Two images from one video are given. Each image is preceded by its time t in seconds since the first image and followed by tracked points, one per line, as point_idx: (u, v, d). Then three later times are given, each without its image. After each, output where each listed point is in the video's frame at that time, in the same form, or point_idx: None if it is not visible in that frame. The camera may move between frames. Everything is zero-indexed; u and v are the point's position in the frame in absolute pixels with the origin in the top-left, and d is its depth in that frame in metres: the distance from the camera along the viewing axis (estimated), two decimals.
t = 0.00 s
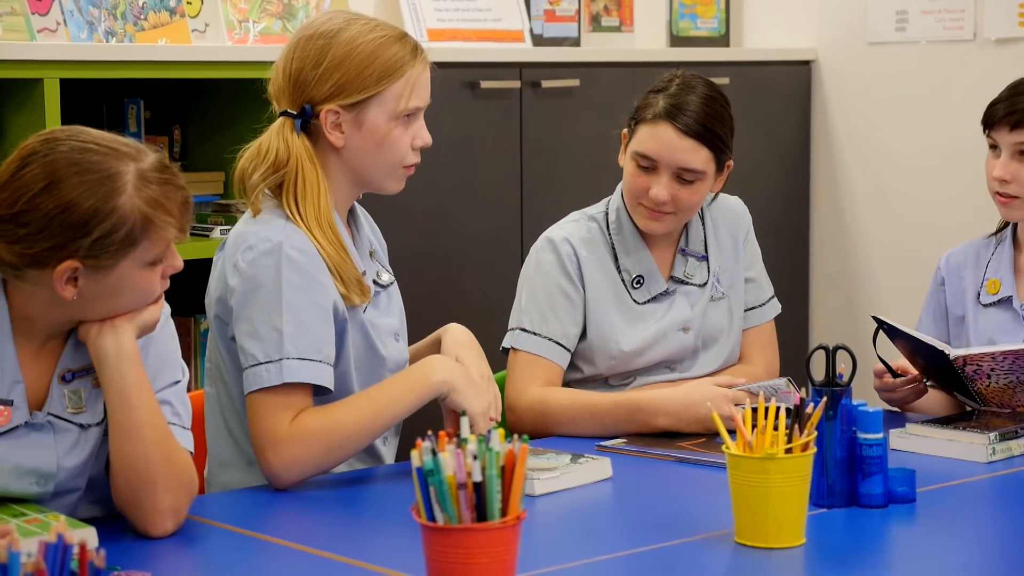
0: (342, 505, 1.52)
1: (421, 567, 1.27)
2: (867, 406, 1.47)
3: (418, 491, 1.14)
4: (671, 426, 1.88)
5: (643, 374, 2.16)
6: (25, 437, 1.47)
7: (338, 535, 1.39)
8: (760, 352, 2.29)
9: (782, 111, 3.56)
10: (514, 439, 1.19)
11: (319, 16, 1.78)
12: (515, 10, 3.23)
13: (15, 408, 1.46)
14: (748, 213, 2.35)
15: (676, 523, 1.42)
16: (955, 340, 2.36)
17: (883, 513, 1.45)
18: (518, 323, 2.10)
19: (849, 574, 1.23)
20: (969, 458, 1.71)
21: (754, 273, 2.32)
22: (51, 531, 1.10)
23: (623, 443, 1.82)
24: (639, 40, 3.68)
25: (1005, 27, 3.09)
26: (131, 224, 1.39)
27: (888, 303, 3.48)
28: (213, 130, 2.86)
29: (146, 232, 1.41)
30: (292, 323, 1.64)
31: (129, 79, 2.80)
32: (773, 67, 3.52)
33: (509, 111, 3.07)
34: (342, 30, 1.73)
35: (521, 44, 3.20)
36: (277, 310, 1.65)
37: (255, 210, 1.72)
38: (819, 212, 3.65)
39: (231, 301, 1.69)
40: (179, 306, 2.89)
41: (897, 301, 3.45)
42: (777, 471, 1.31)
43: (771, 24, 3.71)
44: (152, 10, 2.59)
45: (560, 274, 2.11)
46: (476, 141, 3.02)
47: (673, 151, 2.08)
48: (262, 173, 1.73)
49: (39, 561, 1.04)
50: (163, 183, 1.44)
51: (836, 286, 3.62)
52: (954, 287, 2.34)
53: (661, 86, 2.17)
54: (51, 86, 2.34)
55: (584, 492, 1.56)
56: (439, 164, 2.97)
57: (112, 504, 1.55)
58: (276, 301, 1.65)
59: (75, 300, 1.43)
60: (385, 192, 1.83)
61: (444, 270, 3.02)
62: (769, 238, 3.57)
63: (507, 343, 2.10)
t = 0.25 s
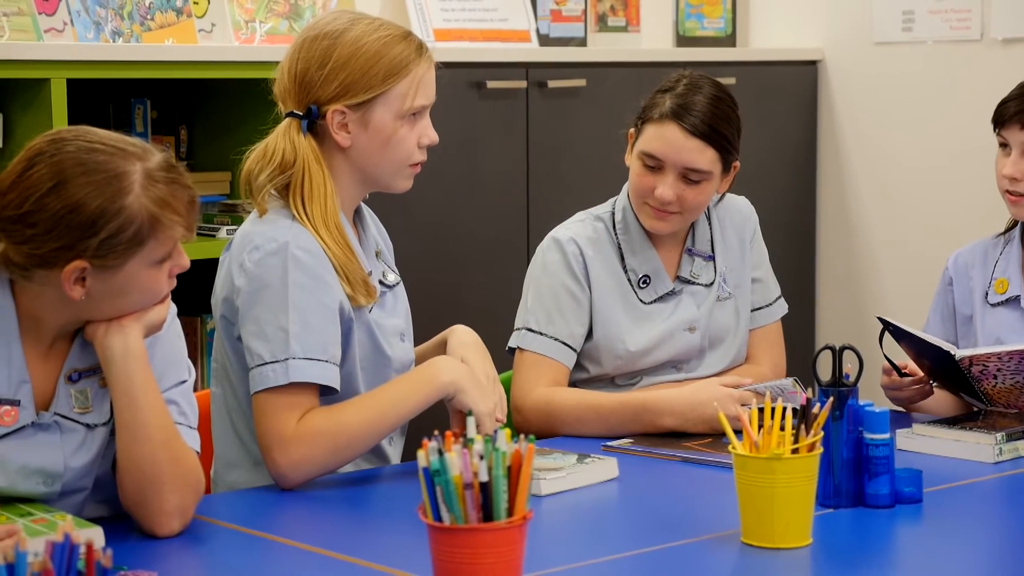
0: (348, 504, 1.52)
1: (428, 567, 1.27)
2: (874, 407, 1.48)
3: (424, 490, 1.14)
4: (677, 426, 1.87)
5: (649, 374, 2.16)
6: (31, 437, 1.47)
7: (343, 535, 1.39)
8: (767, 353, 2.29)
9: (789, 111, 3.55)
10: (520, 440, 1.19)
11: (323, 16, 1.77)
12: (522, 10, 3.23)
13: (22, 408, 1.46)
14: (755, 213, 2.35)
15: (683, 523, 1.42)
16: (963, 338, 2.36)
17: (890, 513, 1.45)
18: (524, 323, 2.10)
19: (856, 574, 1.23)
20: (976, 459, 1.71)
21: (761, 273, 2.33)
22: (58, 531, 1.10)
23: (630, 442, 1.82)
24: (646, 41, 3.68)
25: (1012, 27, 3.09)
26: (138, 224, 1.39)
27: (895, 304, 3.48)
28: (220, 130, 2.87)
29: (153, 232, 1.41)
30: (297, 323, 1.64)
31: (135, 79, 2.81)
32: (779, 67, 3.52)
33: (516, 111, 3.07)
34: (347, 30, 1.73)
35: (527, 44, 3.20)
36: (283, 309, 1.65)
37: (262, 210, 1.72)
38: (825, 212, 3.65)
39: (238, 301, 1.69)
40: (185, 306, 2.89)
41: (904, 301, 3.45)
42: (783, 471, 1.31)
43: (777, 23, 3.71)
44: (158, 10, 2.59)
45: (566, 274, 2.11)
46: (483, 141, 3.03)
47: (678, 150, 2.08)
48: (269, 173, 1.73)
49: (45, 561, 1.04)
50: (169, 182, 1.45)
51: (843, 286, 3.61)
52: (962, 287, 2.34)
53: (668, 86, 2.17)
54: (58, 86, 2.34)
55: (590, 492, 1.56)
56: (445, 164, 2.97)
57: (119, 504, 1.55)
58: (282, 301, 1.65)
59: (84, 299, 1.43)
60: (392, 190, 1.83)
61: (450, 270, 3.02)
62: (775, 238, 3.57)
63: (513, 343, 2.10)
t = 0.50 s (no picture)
0: (355, 504, 1.52)
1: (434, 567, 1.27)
2: (881, 407, 1.47)
3: (430, 490, 1.14)
4: (684, 426, 1.87)
5: (656, 374, 2.16)
6: (39, 438, 1.47)
7: (350, 534, 1.39)
8: (773, 353, 2.28)
9: (795, 111, 3.55)
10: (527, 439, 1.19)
11: (329, 16, 1.78)
12: (528, 10, 3.23)
13: (30, 410, 1.46)
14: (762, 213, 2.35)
15: (689, 523, 1.42)
16: (970, 338, 2.35)
17: (897, 514, 1.45)
18: (530, 323, 2.10)
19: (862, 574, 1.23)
20: (983, 459, 1.71)
21: (767, 273, 2.32)
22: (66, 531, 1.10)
23: (636, 442, 1.82)
24: (653, 40, 3.68)
25: (1019, 27, 3.09)
26: (151, 221, 1.40)
27: (902, 304, 3.47)
28: (226, 130, 2.87)
29: (166, 227, 1.42)
30: (305, 323, 1.64)
31: (142, 79, 2.81)
32: (785, 67, 3.52)
33: (522, 111, 3.07)
34: (353, 29, 1.73)
35: (534, 44, 3.20)
36: (290, 309, 1.65)
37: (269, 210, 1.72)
38: (832, 212, 3.64)
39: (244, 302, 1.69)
40: (192, 306, 2.89)
41: (910, 302, 3.45)
42: (790, 471, 1.31)
43: (783, 23, 3.70)
44: (166, 10, 2.59)
45: (573, 274, 2.11)
46: (489, 140, 3.03)
47: (680, 146, 2.08)
48: (276, 173, 1.74)
49: (53, 560, 1.04)
50: (177, 177, 1.45)
51: (849, 286, 3.61)
52: (969, 288, 2.34)
53: (676, 85, 2.17)
54: (66, 86, 2.35)
55: (596, 492, 1.56)
56: (451, 164, 2.97)
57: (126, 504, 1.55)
58: (289, 301, 1.65)
59: (98, 300, 1.43)
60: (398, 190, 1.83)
61: (457, 270, 3.02)
62: (782, 238, 3.57)
63: (519, 343, 2.10)
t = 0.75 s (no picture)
0: (361, 503, 1.52)
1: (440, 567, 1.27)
2: (887, 407, 1.47)
3: (436, 490, 1.14)
4: (689, 426, 1.87)
5: (661, 374, 2.16)
6: (46, 439, 1.47)
7: (356, 534, 1.39)
8: (779, 353, 2.28)
9: (801, 111, 3.55)
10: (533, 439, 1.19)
11: (335, 16, 1.78)
12: (534, 10, 3.23)
13: (37, 411, 1.46)
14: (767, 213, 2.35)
15: (695, 523, 1.42)
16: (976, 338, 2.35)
17: (903, 514, 1.44)
18: (535, 323, 2.10)
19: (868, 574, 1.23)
20: (988, 459, 1.71)
21: (773, 273, 2.32)
22: (72, 531, 1.10)
23: (642, 443, 1.82)
24: (658, 40, 3.68)
25: None
26: (158, 220, 1.40)
27: (907, 304, 3.47)
28: (232, 130, 2.87)
29: (173, 226, 1.42)
30: (310, 322, 1.64)
31: (148, 79, 2.81)
32: (791, 67, 3.51)
33: (527, 111, 3.07)
34: (359, 29, 1.73)
35: (539, 44, 3.20)
36: (295, 308, 1.65)
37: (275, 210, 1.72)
38: (837, 212, 3.64)
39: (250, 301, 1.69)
40: (197, 305, 2.89)
41: (915, 302, 3.44)
42: (796, 471, 1.31)
43: (789, 23, 3.70)
44: (171, 10, 2.59)
45: (578, 274, 2.11)
46: (495, 140, 3.02)
47: (684, 144, 2.09)
48: (282, 173, 1.74)
49: (59, 560, 1.04)
50: (183, 175, 1.45)
51: (855, 286, 3.61)
52: (974, 288, 2.33)
53: (681, 84, 2.17)
54: (71, 86, 2.35)
55: (602, 492, 1.56)
56: (456, 164, 2.97)
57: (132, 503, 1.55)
58: (295, 300, 1.65)
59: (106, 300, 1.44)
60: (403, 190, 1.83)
61: (462, 270, 3.02)
62: (787, 239, 3.56)
63: (524, 343, 2.11)
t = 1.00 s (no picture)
0: (365, 503, 1.52)
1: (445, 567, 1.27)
2: (891, 407, 1.47)
3: (440, 490, 1.14)
4: (694, 426, 1.87)
5: (666, 374, 2.16)
6: (50, 439, 1.47)
7: (360, 534, 1.39)
8: (783, 353, 2.28)
9: (806, 111, 3.55)
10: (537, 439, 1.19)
11: (339, 15, 1.78)
12: (538, 10, 3.23)
13: (42, 411, 1.46)
14: (772, 213, 2.35)
15: (700, 523, 1.42)
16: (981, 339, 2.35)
17: (907, 514, 1.44)
18: (540, 323, 2.10)
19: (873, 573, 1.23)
20: (993, 459, 1.71)
21: (777, 273, 2.32)
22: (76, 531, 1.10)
23: (646, 442, 1.82)
24: (663, 40, 3.68)
25: None
26: (160, 220, 1.40)
27: (912, 304, 3.47)
28: (237, 130, 2.87)
29: (176, 226, 1.42)
30: (315, 322, 1.64)
31: (152, 79, 2.81)
32: (796, 67, 3.51)
33: (532, 111, 3.07)
34: (363, 28, 1.73)
35: (544, 44, 3.20)
36: (300, 308, 1.65)
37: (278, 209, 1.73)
38: (842, 212, 3.64)
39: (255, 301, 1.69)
40: (202, 305, 2.89)
41: (920, 301, 3.44)
42: (800, 471, 1.31)
43: (794, 23, 3.70)
44: (176, 10, 2.59)
45: (582, 274, 2.11)
46: (499, 140, 3.02)
47: (688, 144, 2.08)
48: (286, 172, 1.74)
49: (64, 559, 1.04)
50: (186, 175, 1.45)
51: (860, 286, 3.60)
52: (979, 288, 2.33)
53: (685, 82, 2.17)
54: (76, 86, 2.35)
55: (606, 492, 1.56)
56: (461, 164, 2.97)
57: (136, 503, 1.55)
58: (299, 300, 1.65)
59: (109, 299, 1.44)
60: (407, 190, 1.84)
61: (466, 270, 3.02)
62: (792, 239, 3.56)
63: (529, 343, 2.11)
